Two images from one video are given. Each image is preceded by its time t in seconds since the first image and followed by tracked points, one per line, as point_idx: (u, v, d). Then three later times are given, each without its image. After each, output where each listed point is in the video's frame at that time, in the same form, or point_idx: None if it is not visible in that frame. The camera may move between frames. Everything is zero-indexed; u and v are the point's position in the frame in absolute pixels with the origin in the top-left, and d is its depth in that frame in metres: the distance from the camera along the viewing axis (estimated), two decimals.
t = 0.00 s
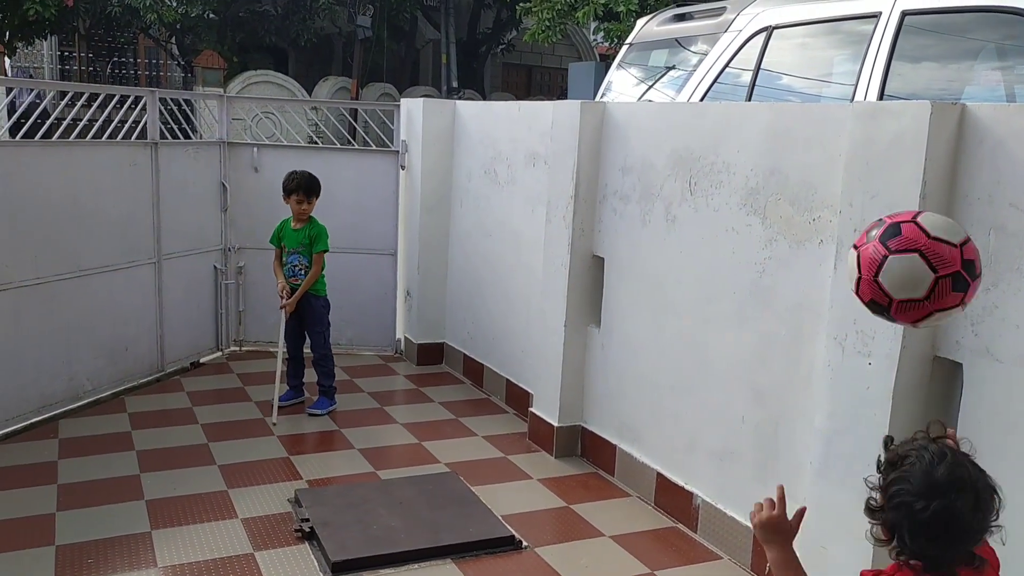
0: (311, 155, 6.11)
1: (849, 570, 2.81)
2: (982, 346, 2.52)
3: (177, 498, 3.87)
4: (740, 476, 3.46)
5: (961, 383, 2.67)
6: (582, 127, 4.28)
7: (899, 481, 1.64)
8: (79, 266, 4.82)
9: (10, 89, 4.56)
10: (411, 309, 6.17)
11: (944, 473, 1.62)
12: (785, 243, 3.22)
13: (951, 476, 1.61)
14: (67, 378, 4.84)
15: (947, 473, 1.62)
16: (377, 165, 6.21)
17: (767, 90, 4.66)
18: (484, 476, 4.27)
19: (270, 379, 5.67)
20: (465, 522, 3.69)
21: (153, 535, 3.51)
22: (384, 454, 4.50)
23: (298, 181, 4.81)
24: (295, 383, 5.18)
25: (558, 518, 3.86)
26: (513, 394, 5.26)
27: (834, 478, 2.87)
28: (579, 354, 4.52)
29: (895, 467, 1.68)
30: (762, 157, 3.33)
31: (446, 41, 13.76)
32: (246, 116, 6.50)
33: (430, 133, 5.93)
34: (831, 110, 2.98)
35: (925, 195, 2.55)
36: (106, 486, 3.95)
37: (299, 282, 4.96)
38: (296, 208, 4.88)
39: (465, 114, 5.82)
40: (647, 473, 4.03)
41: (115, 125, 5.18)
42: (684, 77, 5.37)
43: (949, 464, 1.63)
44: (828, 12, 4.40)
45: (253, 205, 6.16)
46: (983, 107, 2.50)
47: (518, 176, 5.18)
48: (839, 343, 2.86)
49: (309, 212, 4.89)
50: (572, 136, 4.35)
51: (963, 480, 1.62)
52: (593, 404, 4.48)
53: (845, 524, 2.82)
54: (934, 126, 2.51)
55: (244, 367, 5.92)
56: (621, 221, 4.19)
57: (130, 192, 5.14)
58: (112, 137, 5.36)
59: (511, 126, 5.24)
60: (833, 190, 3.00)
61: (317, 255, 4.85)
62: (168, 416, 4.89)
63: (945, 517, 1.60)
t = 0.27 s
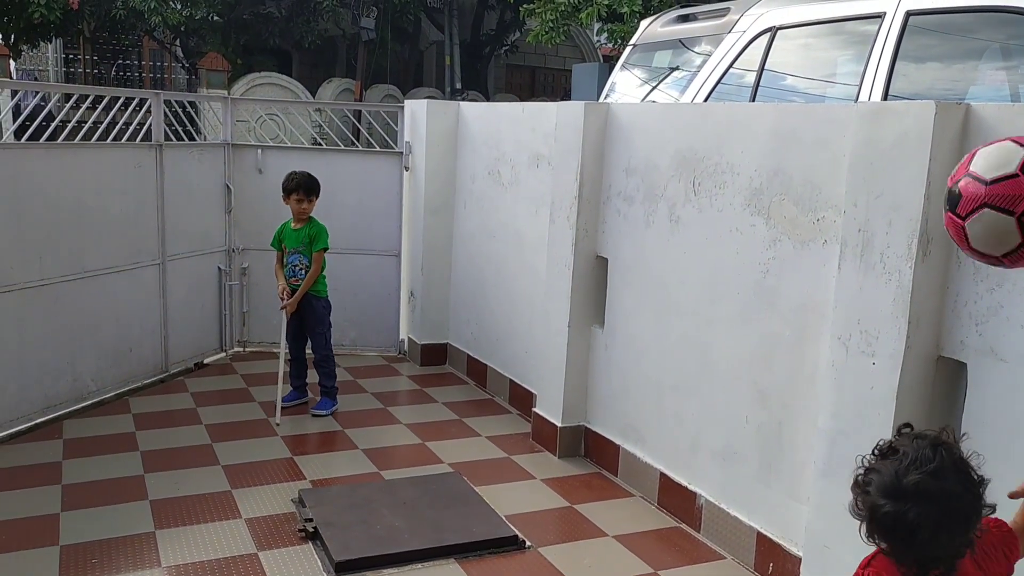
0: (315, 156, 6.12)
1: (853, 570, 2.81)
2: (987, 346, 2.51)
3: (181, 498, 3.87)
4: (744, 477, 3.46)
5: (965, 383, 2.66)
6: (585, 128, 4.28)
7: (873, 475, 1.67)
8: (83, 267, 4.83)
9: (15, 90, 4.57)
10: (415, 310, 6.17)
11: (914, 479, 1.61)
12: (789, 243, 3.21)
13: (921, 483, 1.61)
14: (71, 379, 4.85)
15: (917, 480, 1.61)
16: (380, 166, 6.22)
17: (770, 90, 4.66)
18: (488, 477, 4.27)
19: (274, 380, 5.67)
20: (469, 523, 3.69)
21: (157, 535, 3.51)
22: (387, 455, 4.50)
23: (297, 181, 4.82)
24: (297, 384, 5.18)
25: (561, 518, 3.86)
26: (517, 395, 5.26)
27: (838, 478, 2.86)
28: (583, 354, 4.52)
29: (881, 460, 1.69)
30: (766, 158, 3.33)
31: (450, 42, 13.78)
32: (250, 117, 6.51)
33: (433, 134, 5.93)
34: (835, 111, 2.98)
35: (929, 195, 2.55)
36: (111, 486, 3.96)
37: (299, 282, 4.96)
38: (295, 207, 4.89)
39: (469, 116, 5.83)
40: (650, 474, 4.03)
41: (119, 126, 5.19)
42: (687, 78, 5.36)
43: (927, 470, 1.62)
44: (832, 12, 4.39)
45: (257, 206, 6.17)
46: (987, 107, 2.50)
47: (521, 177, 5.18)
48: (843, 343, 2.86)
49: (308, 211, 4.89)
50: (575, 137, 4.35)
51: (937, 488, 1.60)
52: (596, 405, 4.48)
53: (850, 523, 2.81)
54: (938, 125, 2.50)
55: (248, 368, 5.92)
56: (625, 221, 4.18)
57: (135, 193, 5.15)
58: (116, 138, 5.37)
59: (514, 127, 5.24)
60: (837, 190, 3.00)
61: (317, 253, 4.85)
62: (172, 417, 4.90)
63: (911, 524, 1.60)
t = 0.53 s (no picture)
0: (315, 155, 6.12)
1: (852, 568, 2.81)
2: (986, 345, 2.52)
3: (181, 497, 3.88)
4: (744, 475, 3.46)
5: (964, 382, 2.66)
6: (585, 127, 4.29)
7: (922, 467, 1.83)
8: (84, 266, 4.84)
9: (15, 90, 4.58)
10: (415, 309, 6.18)
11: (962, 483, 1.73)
12: (788, 242, 3.22)
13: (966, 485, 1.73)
14: (71, 378, 4.85)
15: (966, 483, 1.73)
16: (381, 165, 6.22)
17: (770, 90, 4.67)
18: (488, 475, 4.28)
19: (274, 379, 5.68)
20: (469, 521, 3.69)
21: (157, 534, 3.51)
22: (388, 453, 4.50)
23: (297, 181, 4.83)
24: (297, 382, 5.19)
25: (561, 517, 3.86)
26: (517, 394, 5.26)
27: (837, 476, 2.87)
28: (583, 353, 4.52)
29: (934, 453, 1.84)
30: (765, 157, 3.33)
31: (450, 42, 13.83)
32: (251, 116, 6.52)
33: (434, 133, 5.94)
34: (835, 110, 2.99)
35: (928, 194, 2.55)
36: (111, 485, 3.96)
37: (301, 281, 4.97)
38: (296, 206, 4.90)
39: (469, 115, 5.83)
40: (650, 472, 4.03)
41: (120, 126, 5.19)
42: (687, 77, 5.37)
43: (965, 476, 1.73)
44: (831, 12, 4.40)
45: (257, 205, 6.17)
46: (986, 106, 2.50)
47: (521, 176, 5.19)
48: (842, 341, 2.86)
49: (309, 210, 4.91)
50: (575, 136, 4.35)
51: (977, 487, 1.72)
52: (597, 404, 4.48)
53: (849, 522, 2.82)
54: (937, 124, 2.51)
55: (248, 367, 5.93)
56: (625, 220, 4.19)
57: (135, 193, 5.16)
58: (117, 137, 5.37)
59: (515, 126, 5.24)
60: (837, 189, 3.00)
61: (318, 251, 4.86)
62: (173, 416, 4.90)
63: (954, 522, 1.73)
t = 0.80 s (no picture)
0: (316, 154, 6.13)
1: (850, 566, 2.82)
2: (984, 343, 2.53)
3: (182, 495, 3.89)
4: (744, 474, 3.47)
5: (962, 380, 2.67)
6: (585, 127, 4.30)
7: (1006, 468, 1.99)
8: (85, 265, 4.85)
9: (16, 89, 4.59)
10: (415, 308, 6.19)
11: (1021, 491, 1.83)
12: (788, 242, 3.23)
13: None
14: (72, 377, 4.86)
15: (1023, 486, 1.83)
16: (381, 165, 6.23)
17: (770, 89, 4.68)
18: (488, 474, 4.29)
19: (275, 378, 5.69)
20: (469, 519, 3.70)
21: (158, 532, 3.52)
22: (388, 452, 4.51)
23: (297, 180, 4.83)
24: (298, 381, 5.20)
25: (561, 515, 3.87)
26: (517, 393, 5.27)
27: (836, 474, 2.88)
28: (583, 352, 4.53)
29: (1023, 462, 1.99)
30: (765, 156, 3.34)
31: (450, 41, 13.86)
32: (251, 116, 6.52)
33: (434, 132, 5.95)
34: (834, 109, 2.99)
35: (926, 193, 2.56)
36: (112, 484, 3.97)
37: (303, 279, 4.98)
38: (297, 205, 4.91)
39: (469, 114, 5.84)
40: (650, 471, 4.04)
41: (120, 125, 5.20)
42: (688, 77, 5.38)
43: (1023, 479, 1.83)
44: (831, 12, 4.41)
45: (258, 205, 6.18)
46: (984, 105, 2.51)
47: (521, 176, 5.19)
48: (841, 340, 2.87)
49: (310, 209, 4.91)
50: (575, 136, 4.36)
51: None
52: (597, 403, 4.49)
53: (847, 520, 2.83)
54: (935, 124, 2.52)
55: (249, 366, 5.94)
56: (625, 220, 4.20)
57: (136, 192, 5.17)
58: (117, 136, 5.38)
59: (515, 126, 5.25)
60: (836, 189, 3.01)
61: (319, 250, 4.87)
62: (173, 415, 4.91)
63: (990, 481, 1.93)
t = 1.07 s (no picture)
0: (314, 154, 6.13)
1: (847, 564, 2.82)
2: (981, 342, 2.52)
3: (180, 494, 3.88)
4: (741, 473, 3.46)
5: (959, 379, 2.67)
6: (583, 126, 4.29)
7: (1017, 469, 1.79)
8: (84, 265, 4.85)
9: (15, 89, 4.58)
10: (414, 308, 6.18)
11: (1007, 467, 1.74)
12: (786, 240, 3.22)
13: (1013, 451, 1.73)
14: (70, 376, 4.86)
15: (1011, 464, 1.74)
16: (380, 164, 6.23)
17: (769, 88, 4.68)
18: (486, 473, 4.29)
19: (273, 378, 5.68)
20: (467, 519, 3.70)
21: (156, 531, 3.52)
22: (386, 451, 4.51)
23: (296, 179, 4.83)
24: (296, 380, 5.20)
25: (559, 514, 3.87)
26: (516, 392, 5.27)
27: (832, 473, 2.87)
28: (581, 351, 4.53)
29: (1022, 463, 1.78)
30: (764, 155, 3.33)
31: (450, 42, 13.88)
32: (250, 116, 6.52)
33: (433, 132, 5.95)
34: (832, 108, 2.99)
35: (924, 191, 2.55)
36: (110, 483, 3.97)
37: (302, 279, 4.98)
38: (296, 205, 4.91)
39: (468, 114, 5.84)
40: (648, 470, 4.04)
41: (119, 125, 5.20)
42: (686, 76, 5.38)
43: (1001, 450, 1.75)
44: (830, 10, 4.40)
45: (256, 204, 6.18)
46: (981, 103, 2.50)
47: (520, 175, 5.19)
48: (839, 339, 2.87)
49: (309, 209, 4.91)
50: (574, 135, 4.36)
51: None
52: (595, 402, 4.49)
53: (844, 518, 2.82)
54: (933, 121, 2.51)
55: (247, 365, 5.94)
56: (623, 219, 4.19)
57: (135, 192, 5.16)
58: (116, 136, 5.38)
59: (514, 125, 5.25)
60: (834, 187, 3.01)
61: (318, 250, 4.86)
62: (171, 414, 4.91)
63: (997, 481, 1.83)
